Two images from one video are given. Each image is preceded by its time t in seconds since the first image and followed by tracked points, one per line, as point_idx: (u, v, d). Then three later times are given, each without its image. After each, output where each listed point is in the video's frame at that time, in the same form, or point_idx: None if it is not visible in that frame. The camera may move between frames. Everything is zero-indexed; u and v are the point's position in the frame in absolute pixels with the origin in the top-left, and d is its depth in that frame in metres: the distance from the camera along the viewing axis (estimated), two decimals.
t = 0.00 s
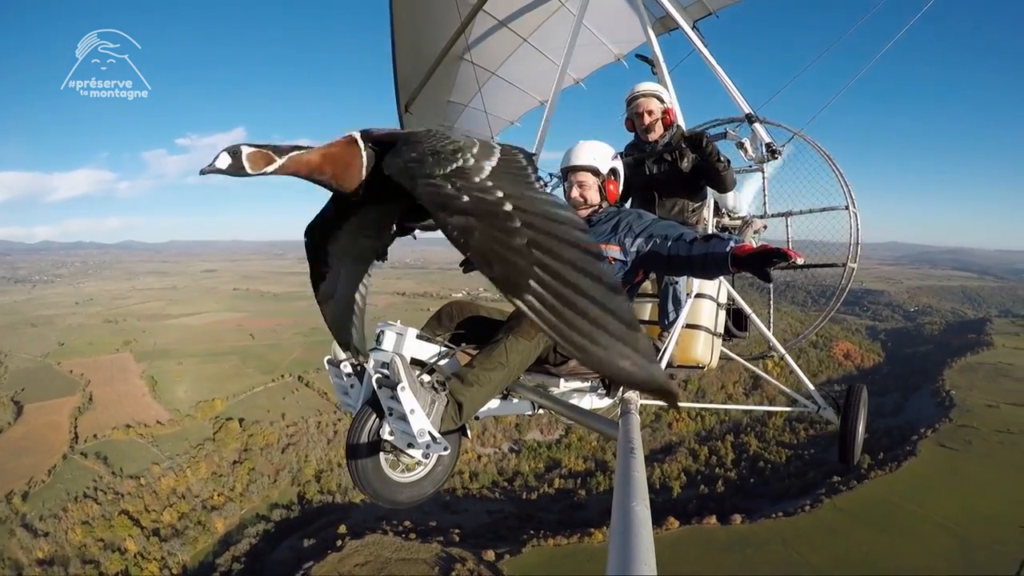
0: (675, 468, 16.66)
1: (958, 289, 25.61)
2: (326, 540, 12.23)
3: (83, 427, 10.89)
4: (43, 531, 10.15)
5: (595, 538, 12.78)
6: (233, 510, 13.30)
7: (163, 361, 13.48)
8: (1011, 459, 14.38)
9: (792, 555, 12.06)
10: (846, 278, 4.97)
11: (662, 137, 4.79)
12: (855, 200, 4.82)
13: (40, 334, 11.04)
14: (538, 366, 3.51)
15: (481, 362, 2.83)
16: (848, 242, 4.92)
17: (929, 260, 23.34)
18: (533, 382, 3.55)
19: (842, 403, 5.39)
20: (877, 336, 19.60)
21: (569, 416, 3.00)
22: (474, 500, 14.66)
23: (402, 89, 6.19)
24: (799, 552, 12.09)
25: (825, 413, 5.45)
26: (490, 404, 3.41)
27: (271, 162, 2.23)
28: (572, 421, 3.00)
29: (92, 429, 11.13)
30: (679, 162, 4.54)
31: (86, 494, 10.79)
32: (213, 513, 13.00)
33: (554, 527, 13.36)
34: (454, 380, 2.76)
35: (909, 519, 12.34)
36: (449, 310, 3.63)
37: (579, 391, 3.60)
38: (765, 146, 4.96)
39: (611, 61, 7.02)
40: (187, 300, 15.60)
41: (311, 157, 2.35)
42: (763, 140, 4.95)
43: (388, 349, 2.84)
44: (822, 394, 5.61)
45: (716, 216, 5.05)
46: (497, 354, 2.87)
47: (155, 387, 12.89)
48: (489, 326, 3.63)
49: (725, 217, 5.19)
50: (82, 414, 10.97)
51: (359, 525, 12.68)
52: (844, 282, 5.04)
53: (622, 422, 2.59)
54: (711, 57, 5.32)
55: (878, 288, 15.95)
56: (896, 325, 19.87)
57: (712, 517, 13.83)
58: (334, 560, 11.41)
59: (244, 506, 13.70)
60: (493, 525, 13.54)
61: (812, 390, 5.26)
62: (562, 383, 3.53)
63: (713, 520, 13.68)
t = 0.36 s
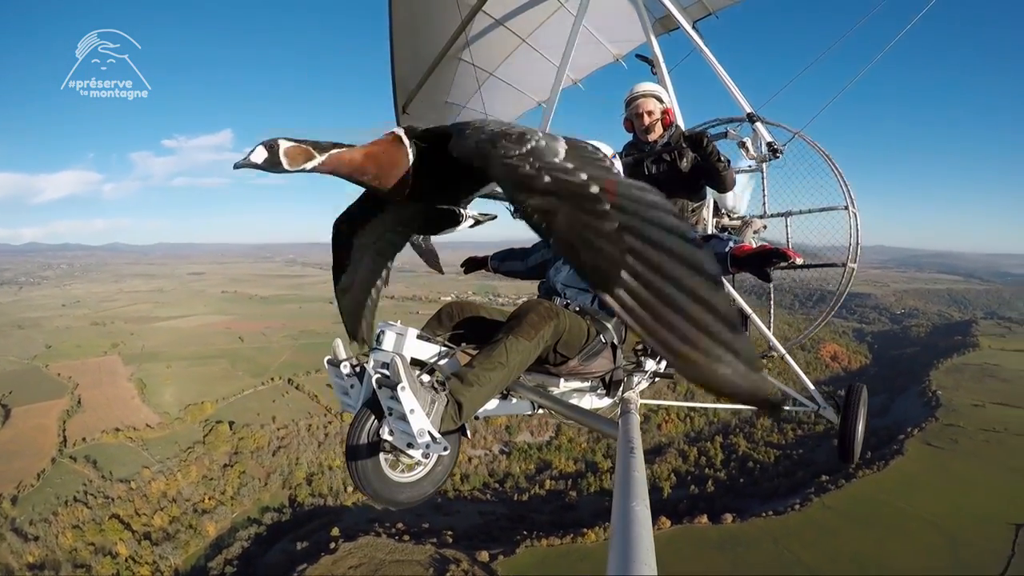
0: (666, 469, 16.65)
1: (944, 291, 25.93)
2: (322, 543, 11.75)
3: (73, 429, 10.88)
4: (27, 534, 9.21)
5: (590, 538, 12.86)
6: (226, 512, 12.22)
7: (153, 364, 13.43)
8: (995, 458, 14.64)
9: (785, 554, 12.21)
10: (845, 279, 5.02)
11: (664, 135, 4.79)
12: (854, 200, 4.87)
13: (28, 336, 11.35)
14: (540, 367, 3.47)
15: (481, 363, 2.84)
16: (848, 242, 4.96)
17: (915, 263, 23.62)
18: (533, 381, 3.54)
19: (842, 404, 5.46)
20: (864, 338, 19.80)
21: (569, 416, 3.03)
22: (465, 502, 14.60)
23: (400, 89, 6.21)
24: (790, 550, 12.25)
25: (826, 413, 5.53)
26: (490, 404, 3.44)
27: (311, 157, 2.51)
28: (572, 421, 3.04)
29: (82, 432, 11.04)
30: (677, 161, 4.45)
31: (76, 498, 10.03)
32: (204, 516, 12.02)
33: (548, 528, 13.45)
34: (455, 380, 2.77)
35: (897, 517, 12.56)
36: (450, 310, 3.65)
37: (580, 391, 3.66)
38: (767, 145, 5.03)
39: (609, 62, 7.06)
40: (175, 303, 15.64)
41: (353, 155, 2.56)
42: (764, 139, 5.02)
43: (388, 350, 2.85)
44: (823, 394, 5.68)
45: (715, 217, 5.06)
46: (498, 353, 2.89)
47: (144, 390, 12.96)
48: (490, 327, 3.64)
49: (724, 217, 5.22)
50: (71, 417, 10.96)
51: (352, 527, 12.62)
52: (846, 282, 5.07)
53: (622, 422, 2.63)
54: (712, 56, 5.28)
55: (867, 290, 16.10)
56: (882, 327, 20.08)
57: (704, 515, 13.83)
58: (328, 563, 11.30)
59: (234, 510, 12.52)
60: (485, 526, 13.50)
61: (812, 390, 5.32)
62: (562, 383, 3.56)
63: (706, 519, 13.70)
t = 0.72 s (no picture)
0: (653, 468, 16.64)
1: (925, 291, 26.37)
2: (310, 543, 12.01)
3: (58, 430, 10.73)
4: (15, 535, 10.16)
5: (579, 535, 12.99)
6: (212, 513, 12.50)
7: (137, 364, 13.15)
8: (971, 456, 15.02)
9: (769, 551, 12.43)
10: (845, 279, 5.16)
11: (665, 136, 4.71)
12: (853, 201, 5.01)
13: (10, 335, 11.19)
14: (540, 367, 3.52)
15: (482, 362, 2.87)
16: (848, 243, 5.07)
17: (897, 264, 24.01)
18: (533, 381, 3.58)
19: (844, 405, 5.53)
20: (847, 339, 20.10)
21: (568, 416, 3.06)
22: (453, 501, 14.60)
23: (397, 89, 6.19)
24: (773, 546, 12.51)
25: (826, 413, 5.62)
26: (490, 404, 3.48)
27: (345, 148, 2.45)
28: (571, 422, 3.07)
29: (67, 433, 10.90)
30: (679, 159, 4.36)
31: (62, 499, 10.51)
32: (191, 517, 12.39)
33: (535, 526, 13.59)
34: (456, 381, 2.80)
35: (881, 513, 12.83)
36: (449, 309, 3.67)
37: (580, 391, 3.69)
38: (769, 145, 5.11)
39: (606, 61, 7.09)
40: (158, 302, 14.82)
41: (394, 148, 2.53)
42: (767, 139, 5.10)
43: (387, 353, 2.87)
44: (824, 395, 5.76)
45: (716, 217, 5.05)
46: (498, 353, 2.92)
47: (128, 389, 12.68)
48: (489, 327, 3.64)
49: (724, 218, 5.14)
50: (56, 417, 10.77)
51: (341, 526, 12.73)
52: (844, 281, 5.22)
53: (621, 422, 2.68)
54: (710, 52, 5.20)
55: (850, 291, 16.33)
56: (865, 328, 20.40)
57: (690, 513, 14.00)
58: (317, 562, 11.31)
59: (222, 510, 12.73)
60: (474, 525, 13.53)
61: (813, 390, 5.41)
62: (562, 383, 3.59)
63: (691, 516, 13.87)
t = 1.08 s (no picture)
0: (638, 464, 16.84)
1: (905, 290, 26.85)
2: (298, 540, 12.35)
3: (42, 427, 10.47)
4: None
5: (566, 529, 13.19)
6: (200, 510, 12.60)
7: (120, 361, 12.71)
8: (948, 452, 15.40)
9: (754, 543, 12.65)
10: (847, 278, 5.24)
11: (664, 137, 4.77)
12: (855, 201, 5.06)
13: None
14: (540, 366, 3.55)
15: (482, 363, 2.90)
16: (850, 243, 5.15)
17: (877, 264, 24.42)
18: (533, 381, 3.61)
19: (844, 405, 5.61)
20: (829, 337, 20.42)
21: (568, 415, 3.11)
22: (441, 497, 14.62)
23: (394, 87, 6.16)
24: (757, 537, 12.76)
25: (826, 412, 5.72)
26: (490, 404, 3.50)
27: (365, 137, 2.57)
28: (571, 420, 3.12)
29: (51, 429, 10.61)
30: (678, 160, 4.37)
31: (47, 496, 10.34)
32: (178, 514, 12.28)
33: (522, 520, 13.75)
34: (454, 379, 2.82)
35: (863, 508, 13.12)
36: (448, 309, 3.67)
37: (580, 391, 3.67)
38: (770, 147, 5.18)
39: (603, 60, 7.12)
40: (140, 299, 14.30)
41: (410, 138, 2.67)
42: (768, 141, 5.17)
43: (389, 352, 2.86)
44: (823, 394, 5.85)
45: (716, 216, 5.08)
46: (498, 353, 2.94)
47: (110, 386, 12.26)
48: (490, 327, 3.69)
49: (725, 217, 5.22)
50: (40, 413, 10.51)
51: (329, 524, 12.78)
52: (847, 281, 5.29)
53: (622, 421, 2.73)
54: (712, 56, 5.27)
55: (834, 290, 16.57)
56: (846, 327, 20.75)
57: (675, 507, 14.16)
58: (306, 558, 11.31)
59: (209, 507, 13.00)
60: (462, 521, 13.57)
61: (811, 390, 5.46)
62: (562, 383, 3.60)
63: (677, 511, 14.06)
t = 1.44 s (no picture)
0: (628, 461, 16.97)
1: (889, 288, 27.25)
2: (291, 536, 12.31)
3: (30, 425, 10.29)
4: None
5: (557, 523, 13.32)
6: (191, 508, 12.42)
7: (108, 358, 12.53)
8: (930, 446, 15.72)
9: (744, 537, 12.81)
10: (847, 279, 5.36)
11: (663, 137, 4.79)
12: (855, 201, 5.16)
13: None
14: (540, 366, 3.58)
15: (482, 363, 2.91)
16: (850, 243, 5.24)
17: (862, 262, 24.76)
18: (533, 381, 3.65)
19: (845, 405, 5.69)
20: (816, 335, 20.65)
21: (569, 415, 3.20)
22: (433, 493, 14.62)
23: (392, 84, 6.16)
24: (746, 531, 12.93)
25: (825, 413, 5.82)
26: (490, 404, 3.52)
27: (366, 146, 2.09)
28: (572, 421, 3.21)
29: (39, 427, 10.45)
30: (679, 160, 4.44)
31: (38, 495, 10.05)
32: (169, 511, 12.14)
33: (513, 515, 13.89)
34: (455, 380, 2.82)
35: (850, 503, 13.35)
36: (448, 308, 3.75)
37: (580, 391, 3.71)
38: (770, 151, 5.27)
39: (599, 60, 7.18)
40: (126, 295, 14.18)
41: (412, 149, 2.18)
42: (768, 145, 5.26)
43: (387, 352, 2.87)
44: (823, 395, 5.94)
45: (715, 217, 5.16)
46: (498, 354, 2.96)
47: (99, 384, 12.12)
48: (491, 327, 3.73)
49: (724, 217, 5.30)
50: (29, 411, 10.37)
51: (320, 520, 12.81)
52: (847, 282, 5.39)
53: (622, 421, 2.77)
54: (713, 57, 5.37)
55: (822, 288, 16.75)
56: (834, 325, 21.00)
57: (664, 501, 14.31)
58: (298, 554, 11.31)
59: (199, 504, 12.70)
60: (454, 516, 13.61)
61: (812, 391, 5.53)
62: (562, 383, 3.64)
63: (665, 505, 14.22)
